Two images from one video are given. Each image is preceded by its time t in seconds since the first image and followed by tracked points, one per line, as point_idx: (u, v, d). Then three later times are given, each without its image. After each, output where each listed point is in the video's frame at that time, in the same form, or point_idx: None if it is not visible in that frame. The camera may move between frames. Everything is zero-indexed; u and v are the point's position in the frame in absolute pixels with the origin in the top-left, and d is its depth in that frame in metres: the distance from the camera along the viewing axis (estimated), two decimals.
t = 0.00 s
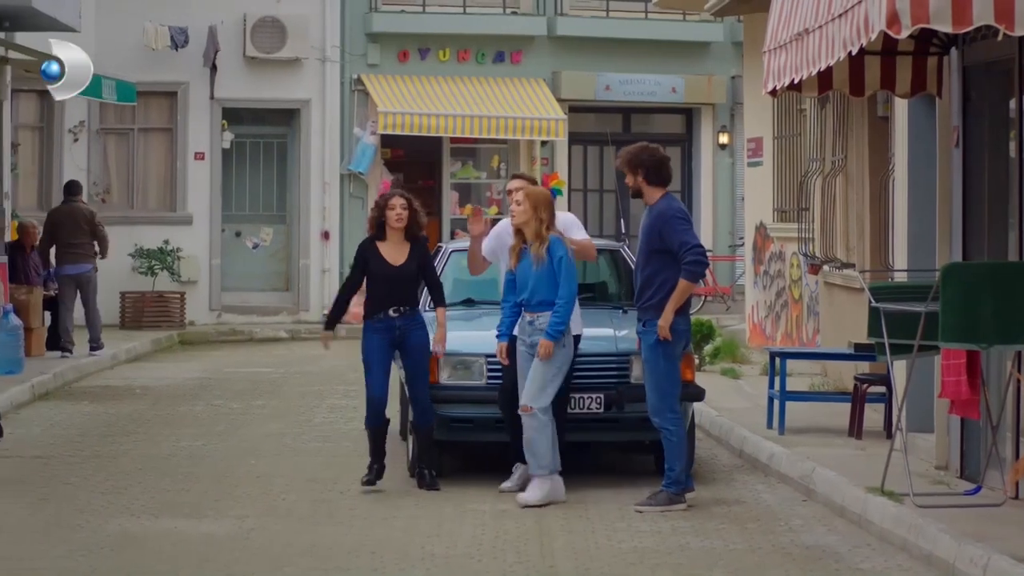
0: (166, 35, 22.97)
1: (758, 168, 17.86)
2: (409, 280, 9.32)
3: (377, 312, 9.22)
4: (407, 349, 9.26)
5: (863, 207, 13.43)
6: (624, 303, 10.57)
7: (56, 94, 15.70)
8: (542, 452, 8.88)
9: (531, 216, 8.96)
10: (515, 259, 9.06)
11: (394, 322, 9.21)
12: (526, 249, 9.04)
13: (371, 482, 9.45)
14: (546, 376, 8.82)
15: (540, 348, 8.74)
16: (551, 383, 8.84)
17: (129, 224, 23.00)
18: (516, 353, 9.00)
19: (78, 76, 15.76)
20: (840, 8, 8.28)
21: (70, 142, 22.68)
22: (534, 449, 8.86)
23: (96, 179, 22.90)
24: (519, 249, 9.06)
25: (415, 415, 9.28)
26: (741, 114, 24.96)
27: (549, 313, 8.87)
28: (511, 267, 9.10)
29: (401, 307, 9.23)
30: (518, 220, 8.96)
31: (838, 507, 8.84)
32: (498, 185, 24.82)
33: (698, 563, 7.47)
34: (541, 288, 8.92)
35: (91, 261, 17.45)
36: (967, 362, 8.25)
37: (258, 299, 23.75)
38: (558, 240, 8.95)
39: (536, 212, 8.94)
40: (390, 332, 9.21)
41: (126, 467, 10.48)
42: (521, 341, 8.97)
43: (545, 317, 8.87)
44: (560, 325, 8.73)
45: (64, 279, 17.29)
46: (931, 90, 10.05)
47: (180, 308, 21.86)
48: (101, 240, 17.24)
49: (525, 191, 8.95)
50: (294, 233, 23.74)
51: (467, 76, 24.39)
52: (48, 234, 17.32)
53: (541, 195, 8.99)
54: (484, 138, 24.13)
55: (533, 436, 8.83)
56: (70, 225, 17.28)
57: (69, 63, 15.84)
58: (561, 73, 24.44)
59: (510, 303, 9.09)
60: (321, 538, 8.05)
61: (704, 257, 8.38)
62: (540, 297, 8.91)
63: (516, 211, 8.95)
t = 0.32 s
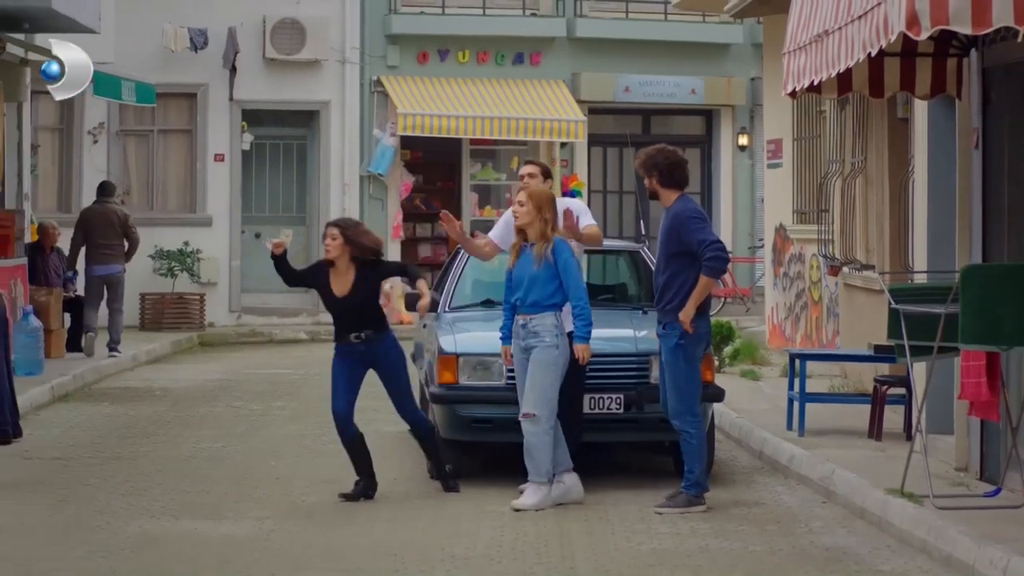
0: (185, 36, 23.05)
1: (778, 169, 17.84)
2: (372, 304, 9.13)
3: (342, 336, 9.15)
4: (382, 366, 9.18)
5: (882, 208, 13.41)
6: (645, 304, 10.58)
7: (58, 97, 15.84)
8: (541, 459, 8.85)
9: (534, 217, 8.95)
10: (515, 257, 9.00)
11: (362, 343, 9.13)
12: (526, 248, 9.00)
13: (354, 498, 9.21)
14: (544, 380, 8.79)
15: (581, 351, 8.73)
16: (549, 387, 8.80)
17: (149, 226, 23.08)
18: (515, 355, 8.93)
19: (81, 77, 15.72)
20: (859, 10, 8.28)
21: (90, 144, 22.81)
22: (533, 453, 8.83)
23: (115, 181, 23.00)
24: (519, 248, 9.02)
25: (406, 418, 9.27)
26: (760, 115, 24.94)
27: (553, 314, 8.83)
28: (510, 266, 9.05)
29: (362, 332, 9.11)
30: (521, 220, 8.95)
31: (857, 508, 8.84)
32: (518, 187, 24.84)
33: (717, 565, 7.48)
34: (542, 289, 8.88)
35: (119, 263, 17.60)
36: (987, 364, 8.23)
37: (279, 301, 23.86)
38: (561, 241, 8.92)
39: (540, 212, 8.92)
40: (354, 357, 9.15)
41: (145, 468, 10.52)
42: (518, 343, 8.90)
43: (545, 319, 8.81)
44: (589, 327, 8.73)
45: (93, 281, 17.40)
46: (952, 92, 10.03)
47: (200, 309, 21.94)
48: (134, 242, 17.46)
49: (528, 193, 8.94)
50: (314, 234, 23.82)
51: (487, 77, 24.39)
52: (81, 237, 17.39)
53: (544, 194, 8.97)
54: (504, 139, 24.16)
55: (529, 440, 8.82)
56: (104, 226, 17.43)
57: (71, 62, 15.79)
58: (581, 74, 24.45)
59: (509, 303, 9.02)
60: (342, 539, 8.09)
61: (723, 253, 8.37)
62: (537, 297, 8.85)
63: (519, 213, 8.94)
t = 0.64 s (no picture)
0: (229, 39, 23.32)
1: (822, 172, 17.78)
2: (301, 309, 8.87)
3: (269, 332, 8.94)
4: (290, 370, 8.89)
5: (927, 209, 13.36)
6: (689, 307, 10.59)
7: (56, 98, 16.08)
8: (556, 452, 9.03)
9: (559, 220, 8.93)
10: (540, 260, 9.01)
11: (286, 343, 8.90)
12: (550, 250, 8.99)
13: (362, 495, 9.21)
14: (570, 386, 8.82)
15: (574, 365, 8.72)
16: (582, 392, 8.86)
17: (194, 228, 23.27)
18: (540, 359, 8.96)
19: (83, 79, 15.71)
20: (904, 12, 8.30)
21: (134, 146, 22.99)
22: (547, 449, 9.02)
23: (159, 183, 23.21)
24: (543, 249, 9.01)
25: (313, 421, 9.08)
26: (805, 117, 24.89)
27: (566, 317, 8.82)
28: (535, 267, 9.07)
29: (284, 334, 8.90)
30: (546, 223, 8.93)
31: (902, 511, 8.83)
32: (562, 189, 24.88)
33: (761, 568, 7.50)
34: (560, 293, 8.86)
35: (167, 265, 17.73)
36: None
37: (324, 303, 24.04)
38: (582, 245, 8.87)
39: (565, 215, 8.89)
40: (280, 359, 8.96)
41: (190, 471, 10.63)
42: (541, 347, 8.93)
43: (564, 323, 8.81)
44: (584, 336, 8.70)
45: (141, 283, 17.51)
46: (997, 94, 10.01)
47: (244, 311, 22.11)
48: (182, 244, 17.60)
49: (553, 196, 8.92)
50: (358, 236, 23.98)
51: (530, 79, 24.42)
52: (128, 238, 17.61)
53: (569, 197, 8.94)
54: (548, 142, 24.21)
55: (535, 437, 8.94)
56: (151, 227, 17.62)
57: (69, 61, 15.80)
58: (625, 76, 24.46)
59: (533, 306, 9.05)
60: (387, 542, 8.15)
61: (770, 252, 8.40)
62: (556, 301, 8.85)
63: (545, 215, 8.93)
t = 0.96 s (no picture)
0: (272, 42, 23.46)
1: (865, 175, 17.71)
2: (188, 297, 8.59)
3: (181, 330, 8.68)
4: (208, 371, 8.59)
5: (970, 212, 13.31)
6: (732, 310, 10.60)
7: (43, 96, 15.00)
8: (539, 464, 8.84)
9: (568, 225, 8.91)
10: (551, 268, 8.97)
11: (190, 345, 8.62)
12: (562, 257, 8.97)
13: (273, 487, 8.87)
14: (586, 390, 8.79)
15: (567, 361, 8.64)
16: (603, 397, 8.82)
17: (236, 231, 23.43)
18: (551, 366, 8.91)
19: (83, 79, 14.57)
20: (946, 15, 8.31)
21: (177, 149, 23.20)
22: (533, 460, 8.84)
23: (203, 187, 23.40)
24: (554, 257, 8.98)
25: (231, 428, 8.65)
26: (848, 120, 24.81)
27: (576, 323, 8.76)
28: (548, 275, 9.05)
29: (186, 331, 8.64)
30: (554, 229, 8.92)
31: (944, 515, 8.81)
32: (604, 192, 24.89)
33: (802, 571, 7.52)
34: (572, 300, 8.82)
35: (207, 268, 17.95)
36: None
37: (367, 307, 24.16)
38: (592, 249, 8.84)
39: (573, 220, 8.90)
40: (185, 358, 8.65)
41: (233, 474, 10.73)
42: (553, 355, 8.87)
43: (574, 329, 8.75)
44: (585, 338, 8.61)
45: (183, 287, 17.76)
46: None
47: (286, 314, 22.25)
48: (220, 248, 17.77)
49: (561, 200, 8.94)
50: (400, 239, 24.11)
51: (574, 83, 24.45)
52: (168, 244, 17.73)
53: (577, 202, 8.97)
54: (591, 145, 24.24)
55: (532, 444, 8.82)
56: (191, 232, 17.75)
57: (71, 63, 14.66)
58: (667, 80, 24.46)
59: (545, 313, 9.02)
60: (429, 545, 8.21)
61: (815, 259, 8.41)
62: (568, 307, 8.81)
63: (553, 221, 8.93)
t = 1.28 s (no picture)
0: (307, 47, 23.55)
1: (899, 180, 17.66)
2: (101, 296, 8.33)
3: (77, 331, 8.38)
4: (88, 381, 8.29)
5: (1004, 218, 13.28)
6: (766, 315, 10.60)
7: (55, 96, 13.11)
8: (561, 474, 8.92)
9: (560, 228, 8.79)
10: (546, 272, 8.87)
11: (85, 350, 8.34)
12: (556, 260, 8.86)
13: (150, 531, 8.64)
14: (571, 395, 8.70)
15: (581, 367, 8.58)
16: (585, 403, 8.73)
17: (272, 236, 23.56)
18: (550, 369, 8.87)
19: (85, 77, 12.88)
20: (980, 19, 8.31)
21: (211, 154, 23.33)
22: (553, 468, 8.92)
23: (237, 192, 23.55)
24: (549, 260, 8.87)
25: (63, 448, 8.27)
26: (883, 125, 24.75)
27: (575, 327, 8.68)
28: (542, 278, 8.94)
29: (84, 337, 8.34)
30: (546, 232, 8.80)
31: (978, 520, 8.81)
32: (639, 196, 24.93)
33: None
34: (567, 303, 8.72)
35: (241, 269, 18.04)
36: None
37: (401, 312, 24.27)
38: (586, 251, 8.72)
39: (564, 222, 8.76)
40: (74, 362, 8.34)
41: (266, 478, 10.81)
42: (551, 358, 8.82)
43: (573, 333, 8.69)
44: (596, 341, 8.56)
45: (217, 290, 17.91)
46: None
47: (320, 319, 22.35)
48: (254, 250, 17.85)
49: (553, 205, 8.80)
50: (434, 245, 24.22)
51: (608, 87, 24.47)
52: (200, 249, 17.86)
53: (570, 205, 8.81)
54: (625, 150, 24.27)
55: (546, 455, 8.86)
56: (225, 237, 17.87)
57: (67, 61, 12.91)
58: (701, 84, 24.45)
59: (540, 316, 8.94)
60: (462, 550, 8.26)
61: (851, 266, 8.44)
62: (564, 311, 8.70)
63: (545, 225, 8.80)
